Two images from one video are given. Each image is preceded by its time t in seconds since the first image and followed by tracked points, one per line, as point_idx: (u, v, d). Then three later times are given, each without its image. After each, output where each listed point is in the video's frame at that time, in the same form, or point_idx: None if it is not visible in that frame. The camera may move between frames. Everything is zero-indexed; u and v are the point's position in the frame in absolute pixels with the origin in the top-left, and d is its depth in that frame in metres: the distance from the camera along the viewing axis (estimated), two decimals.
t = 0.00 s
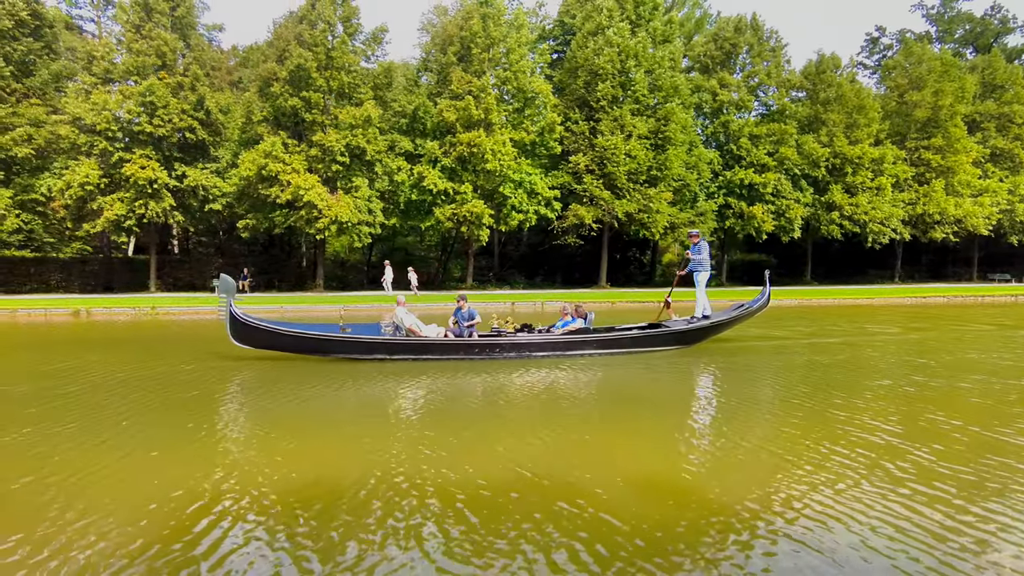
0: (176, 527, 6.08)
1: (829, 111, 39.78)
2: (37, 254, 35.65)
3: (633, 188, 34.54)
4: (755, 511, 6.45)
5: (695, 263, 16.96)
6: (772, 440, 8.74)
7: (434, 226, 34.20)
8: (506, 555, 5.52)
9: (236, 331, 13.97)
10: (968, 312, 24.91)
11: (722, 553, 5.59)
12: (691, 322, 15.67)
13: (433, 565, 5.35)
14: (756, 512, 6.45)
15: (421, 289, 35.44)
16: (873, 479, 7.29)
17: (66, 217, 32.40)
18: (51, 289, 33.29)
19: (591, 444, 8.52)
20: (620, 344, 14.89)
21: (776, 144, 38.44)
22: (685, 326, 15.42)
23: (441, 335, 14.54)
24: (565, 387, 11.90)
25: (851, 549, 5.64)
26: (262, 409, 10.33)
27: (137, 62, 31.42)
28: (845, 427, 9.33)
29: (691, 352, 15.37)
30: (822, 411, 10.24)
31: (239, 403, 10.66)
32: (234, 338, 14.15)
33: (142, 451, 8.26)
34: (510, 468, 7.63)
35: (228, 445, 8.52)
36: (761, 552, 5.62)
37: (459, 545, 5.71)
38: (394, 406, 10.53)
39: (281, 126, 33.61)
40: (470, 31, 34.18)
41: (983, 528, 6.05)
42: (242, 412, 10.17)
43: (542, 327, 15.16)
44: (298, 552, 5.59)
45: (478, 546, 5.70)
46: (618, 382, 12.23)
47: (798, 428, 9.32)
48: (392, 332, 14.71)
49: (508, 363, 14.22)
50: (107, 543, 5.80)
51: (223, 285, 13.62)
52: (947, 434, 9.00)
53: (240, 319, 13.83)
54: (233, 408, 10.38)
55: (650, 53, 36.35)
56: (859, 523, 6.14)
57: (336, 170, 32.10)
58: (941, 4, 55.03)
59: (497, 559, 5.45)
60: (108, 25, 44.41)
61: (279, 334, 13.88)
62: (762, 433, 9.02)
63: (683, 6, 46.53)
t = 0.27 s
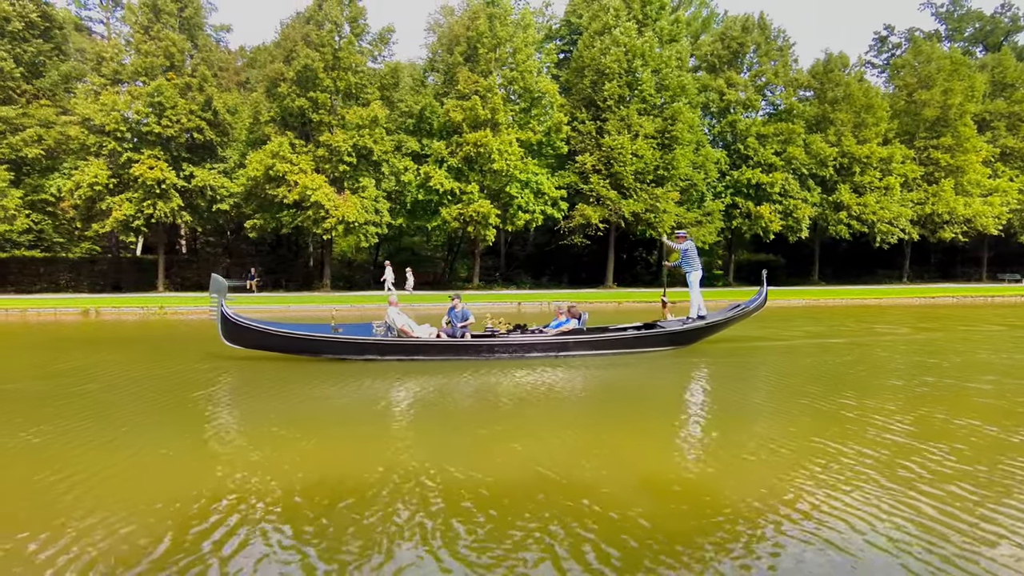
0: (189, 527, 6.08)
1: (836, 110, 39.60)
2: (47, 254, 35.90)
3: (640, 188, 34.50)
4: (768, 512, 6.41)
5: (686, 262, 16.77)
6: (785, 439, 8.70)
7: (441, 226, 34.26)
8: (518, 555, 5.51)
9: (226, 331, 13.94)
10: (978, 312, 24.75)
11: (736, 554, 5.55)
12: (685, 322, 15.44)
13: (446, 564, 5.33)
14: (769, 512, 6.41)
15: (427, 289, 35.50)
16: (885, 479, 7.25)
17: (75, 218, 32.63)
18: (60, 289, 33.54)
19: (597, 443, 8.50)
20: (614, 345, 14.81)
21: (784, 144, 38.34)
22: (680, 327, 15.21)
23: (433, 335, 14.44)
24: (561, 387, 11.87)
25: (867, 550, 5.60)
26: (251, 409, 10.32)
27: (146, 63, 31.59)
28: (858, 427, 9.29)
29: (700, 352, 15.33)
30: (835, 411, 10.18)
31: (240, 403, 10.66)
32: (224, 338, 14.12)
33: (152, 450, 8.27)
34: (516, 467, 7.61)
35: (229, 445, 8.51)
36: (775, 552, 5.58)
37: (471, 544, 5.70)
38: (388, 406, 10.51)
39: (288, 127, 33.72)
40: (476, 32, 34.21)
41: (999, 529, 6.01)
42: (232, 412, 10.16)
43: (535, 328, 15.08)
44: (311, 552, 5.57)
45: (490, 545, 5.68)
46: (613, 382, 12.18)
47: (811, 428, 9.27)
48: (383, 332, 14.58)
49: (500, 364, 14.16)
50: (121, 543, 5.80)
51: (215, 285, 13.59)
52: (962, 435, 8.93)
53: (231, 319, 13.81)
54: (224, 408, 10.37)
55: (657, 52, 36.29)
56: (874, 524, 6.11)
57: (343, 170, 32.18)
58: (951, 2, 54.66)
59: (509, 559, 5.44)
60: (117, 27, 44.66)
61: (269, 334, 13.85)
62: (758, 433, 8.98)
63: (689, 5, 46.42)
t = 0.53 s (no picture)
0: (204, 525, 6.09)
1: (843, 110, 39.44)
2: (55, 254, 36.09)
3: (646, 188, 34.44)
4: (781, 512, 6.39)
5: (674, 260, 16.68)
6: (797, 439, 8.68)
7: (446, 225, 34.28)
8: (531, 554, 5.50)
9: (216, 331, 13.97)
10: (988, 312, 24.60)
11: (751, 554, 5.53)
12: (678, 323, 15.41)
13: (460, 563, 5.33)
14: (782, 512, 6.39)
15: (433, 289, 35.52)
16: (898, 479, 7.23)
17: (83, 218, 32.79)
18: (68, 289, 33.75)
19: (602, 442, 8.49)
20: (606, 345, 14.77)
21: (790, 143, 38.23)
22: (673, 327, 15.17)
23: (424, 335, 14.39)
24: (557, 387, 11.85)
25: (884, 551, 5.58)
26: (241, 409, 10.29)
27: (153, 64, 31.72)
28: (871, 427, 9.27)
29: (709, 352, 15.29)
30: (848, 411, 10.16)
31: (242, 403, 10.65)
32: (214, 337, 14.13)
33: (164, 450, 8.29)
34: (523, 467, 7.60)
35: (230, 444, 8.51)
36: (790, 552, 5.57)
37: (485, 544, 5.69)
38: (381, 405, 10.49)
39: (294, 127, 33.80)
40: (482, 31, 34.19)
41: (1016, 530, 6.00)
42: (221, 412, 10.14)
43: (527, 328, 15.03)
44: (324, 551, 5.57)
45: (503, 545, 5.67)
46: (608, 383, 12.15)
47: (823, 427, 9.25)
48: (374, 333, 14.52)
49: (491, 364, 14.12)
50: (137, 542, 5.82)
51: (204, 285, 13.61)
52: (977, 435, 8.88)
53: (221, 319, 13.80)
54: (215, 408, 10.35)
55: (663, 52, 36.23)
56: (889, 524, 6.09)
57: (349, 170, 32.23)
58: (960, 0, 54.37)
59: (524, 558, 5.43)
60: (125, 28, 44.87)
61: (259, 334, 13.84)
62: (756, 433, 8.95)
63: (695, 4, 46.32)
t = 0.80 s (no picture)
0: (210, 525, 6.08)
1: (849, 109, 39.30)
2: (62, 254, 36.28)
3: (650, 187, 34.42)
4: (788, 512, 6.36)
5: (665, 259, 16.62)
6: (804, 439, 8.64)
7: (450, 225, 34.32)
8: (537, 554, 5.48)
9: (203, 331, 13.91)
10: (994, 312, 24.50)
11: (758, 554, 5.51)
12: (669, 322, 15.33)
13: (466, 564, 5.31)
14: (789, 512, 6.36)
15: (437, 289, 35.58)
16: (906, 478, 7.20)
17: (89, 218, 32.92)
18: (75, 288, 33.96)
19: (603, 442, 8.46)
20: (595, 345, 14.71)
21: (796, 143, 38.13)
22: (663, 327, 15.09)
23: (413, 335, 14.33)
24: (550, 387, 11.82)
25: (893, 551, 5.55)
26: (225, 410, 10.24)
27: (159, 64, 31.81)
28: (879, 427, 9.22)
29: (714, 352, 15.25)
30: (856, 411, 10.12)
31: (239, 403, 10.63)
32: (201, 338, 14.10)
33: (168, 450, 8.28)
34: (524, 467, 7.57)
35: (225, 445, 8.48)
36: (799, 553, 5.54)
37: (490, 544, 5.67)
38: (368, 406, 10.44)
39: (299, 127, 33.85)
40: (486, 31, 34.16)
41: None
42: (205, 413, 10.08)
43: (516, 328, 14.96)
44: (329, 551, 5.56)
45: (508, 545, 5.66)
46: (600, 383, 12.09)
47: (832, 427, 9.22)
48: (362, 333, 14.48)
49: (479, 364, 14.05)
50: (143, 542, 5.81)
51: (191, 286, 13.63)
52: (986, 435, 8.84)
53: (207, 319, 13.75)
54: (202, 409, 10.29)
55: (667, 51, 36.17)
56: (899, 524, 6.06)
57: (353, 170, 32.28)
58: None
59: (530, 558, 5.42)
60: (131, 29, 45.03)
61: (246, 334, 13.79)
62: (749, 433, 8.92)
63: (700, 3, 46.24)
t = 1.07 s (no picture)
0: (220, 526, 6.07)
1: (853, 108, 39.18)
2: (67, 254, 36.40)
3: (655, 187, 34.37)
4: (800, 512, 6.32)
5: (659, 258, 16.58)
6: (815, 439, 8.59)
7: (454, 225, 34.33)
8: (547, 553, 5.47)
9: (190, 331, 13.86)
10: (1001, 312, 24.38)
11: (769, 554, 5.49)
12: (659, 322, 15.28)
13: (476, 563, 5.32)
14: (800, 511, 6.34)
15: (441, 289, 35.60)
16: (918, 478, 7.16)
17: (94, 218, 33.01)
18: (80, 288, 34.09)
19: (609, 443, 8.43)
20: (585, 344, 14.62)
21: (800, 142, 38.03)
22: (653, 327, 15.03)
23: (401, 335, 14.29)
24: (542, 387, 11.75)
25: (907, 550, 5.53)
26: (210, 411, 10.15)
27: (163, 64, 31.86)
28: (891, 427, 9.17)
29: (721, 353, 15.17)
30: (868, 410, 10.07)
31: (238, 403, 10.59)
32: (189, 338, 14.05)
33: (173, 450, 8.26)
34: (530, 467, 7.55)
35: (222, 446, 8.44)
36: (811, 552, 5.52)
37: (500, 544, 5.66)
38: (356, 407, 10.35)
39: (303, 127, 33.90)
40: (489, 31, 34.13)
41: None
42: (191, 414, 10.01)
43: (505, 328, 14.85)
44: (338, 551, 5.55)
45: (519, 544, 5.63)
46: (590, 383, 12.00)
47: (844, 427, 9.16)
48: (350, 333, 14.43)
49: (468, 365, 13.94)
50: (152, 543, 5.78)
51: (178, 285, 13.58)
52: (999, 435, 8.78)
53: (194, 319, 13.70)
54: (188, 410, 10.19)
55: (671, 50, 36.11)
56: (912, 524, 6.03)
57: (357, 170, 32.31)
58: None
59: (541, 557, 5.41)
60: (135, 29, 45.16)
61: (232, 333, 13.71)
62: (746, 434, 8.86)
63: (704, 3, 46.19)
